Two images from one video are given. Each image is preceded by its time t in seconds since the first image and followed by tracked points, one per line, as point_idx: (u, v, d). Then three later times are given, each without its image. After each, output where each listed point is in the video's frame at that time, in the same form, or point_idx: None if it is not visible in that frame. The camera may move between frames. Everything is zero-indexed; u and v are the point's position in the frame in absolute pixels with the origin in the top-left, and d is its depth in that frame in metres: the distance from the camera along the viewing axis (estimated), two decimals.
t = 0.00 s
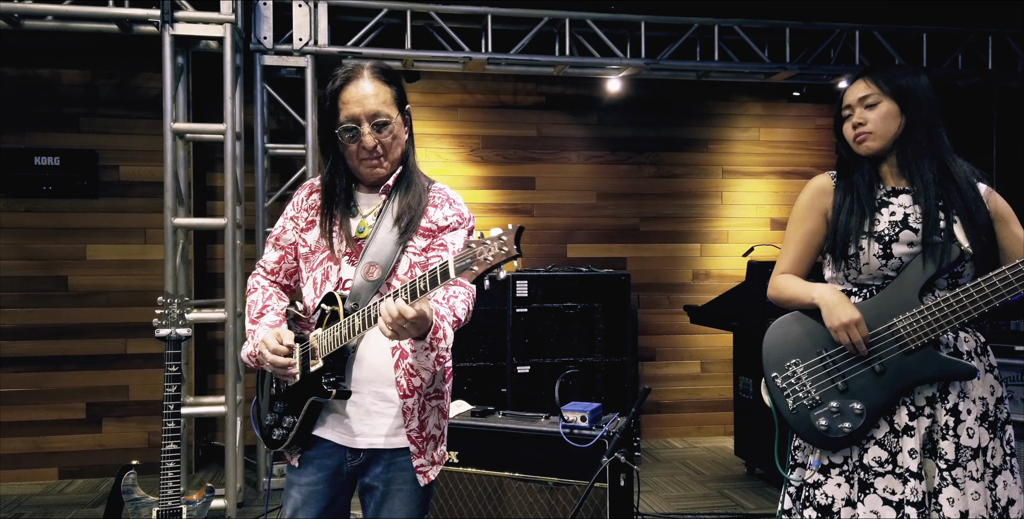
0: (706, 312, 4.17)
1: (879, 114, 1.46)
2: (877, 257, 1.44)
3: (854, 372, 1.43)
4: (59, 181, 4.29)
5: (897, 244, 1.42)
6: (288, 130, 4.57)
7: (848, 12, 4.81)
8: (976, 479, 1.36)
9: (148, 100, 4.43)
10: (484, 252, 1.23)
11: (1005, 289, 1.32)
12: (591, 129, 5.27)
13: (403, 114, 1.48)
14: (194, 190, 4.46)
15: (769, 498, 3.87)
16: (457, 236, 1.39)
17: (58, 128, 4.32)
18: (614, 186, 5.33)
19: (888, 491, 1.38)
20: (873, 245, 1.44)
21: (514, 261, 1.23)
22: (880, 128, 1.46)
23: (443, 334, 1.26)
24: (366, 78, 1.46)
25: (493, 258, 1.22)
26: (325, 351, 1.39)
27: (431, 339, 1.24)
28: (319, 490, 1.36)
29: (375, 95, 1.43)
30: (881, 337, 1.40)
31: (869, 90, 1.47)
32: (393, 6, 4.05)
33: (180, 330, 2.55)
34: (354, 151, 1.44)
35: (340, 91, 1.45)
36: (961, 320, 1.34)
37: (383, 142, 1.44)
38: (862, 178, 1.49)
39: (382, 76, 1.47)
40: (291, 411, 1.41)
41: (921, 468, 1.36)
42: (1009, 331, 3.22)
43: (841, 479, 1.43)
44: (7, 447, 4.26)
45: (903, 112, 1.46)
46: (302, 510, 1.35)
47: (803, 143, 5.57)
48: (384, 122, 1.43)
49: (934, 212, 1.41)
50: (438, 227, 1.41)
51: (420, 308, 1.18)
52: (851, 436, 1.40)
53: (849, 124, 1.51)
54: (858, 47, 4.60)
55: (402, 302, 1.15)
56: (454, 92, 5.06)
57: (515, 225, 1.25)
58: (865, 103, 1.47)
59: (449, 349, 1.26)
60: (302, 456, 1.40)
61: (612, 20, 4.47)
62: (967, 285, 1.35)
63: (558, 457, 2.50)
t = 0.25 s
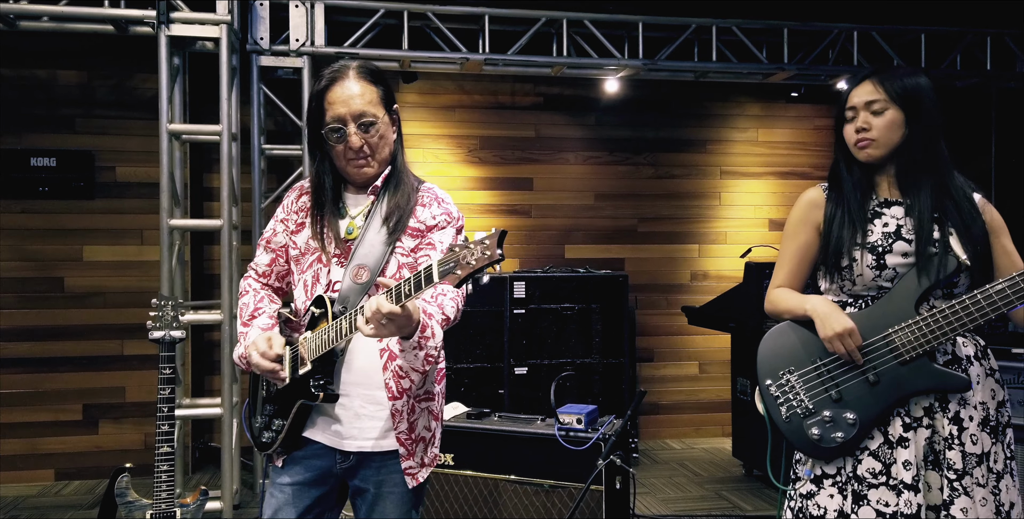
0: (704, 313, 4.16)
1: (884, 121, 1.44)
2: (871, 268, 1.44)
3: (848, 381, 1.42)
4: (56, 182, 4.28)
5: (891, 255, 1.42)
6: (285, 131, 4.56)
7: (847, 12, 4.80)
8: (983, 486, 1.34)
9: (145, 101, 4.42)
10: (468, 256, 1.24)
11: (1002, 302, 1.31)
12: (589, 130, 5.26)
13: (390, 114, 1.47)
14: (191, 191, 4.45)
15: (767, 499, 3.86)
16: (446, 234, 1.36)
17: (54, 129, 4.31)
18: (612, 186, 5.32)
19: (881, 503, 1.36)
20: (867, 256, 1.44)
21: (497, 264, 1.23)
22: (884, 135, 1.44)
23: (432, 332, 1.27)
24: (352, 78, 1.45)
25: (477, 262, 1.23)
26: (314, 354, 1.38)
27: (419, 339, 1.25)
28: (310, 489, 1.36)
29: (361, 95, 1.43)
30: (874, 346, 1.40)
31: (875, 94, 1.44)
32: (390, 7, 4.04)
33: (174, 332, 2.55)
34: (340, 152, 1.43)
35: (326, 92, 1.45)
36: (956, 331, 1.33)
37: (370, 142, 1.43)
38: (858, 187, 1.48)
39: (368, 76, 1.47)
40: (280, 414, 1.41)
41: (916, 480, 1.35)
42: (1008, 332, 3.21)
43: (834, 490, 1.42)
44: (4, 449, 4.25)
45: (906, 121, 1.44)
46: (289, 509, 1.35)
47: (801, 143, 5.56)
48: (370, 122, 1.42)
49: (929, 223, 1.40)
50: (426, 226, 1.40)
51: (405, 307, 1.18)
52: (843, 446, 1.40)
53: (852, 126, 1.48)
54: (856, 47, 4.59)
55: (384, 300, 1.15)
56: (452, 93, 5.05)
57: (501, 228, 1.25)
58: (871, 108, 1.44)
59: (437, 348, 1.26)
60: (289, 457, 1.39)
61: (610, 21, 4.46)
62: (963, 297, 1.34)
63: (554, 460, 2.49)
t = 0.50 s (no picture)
0: (702, 313, 4.15)
1: (891, 126, 1.41)
2: (865, 273, 1.43)
3: (843, 385, 1.41)
4: (52, 183, 4.27)
5: (885, 259, 1.41)
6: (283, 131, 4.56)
7: (846, 13, 4.79)
8: (987, 489, 1.31)
9: (142, 101, 4.41)
10: (450, 257, 1.23)
11: (997, 300, 1.30)
12: (588, 130, 5.26)
13: (373, 116, 1.46)
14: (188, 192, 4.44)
15: (765, 500, 3.85)
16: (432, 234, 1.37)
17: (51, 130, 4.30)
18: (611, 187, 5.31)
19: (882, 508, 1.34)
20: (860, 260, 1.43)
21: (480, 266, 1.23)
22: (888, 140, 1.41)
23: (411, 333, 1.24)
24: (334, 80, 1.44)
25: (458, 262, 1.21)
26: (299, 356, 1.38)
27: (398, 339, 1.23)
28: (299, 494, 1.35)
29: (343, 98, 1.42)
30: (869, 349, 1.39)
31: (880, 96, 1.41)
32: (387, 7, 4.03)
33: (169, 334, 2.53)
34: (324, 155, 1.43)
35: (308, 94, 1.44)
36: (949, 335, 1.32)
37: (352, 144, 1.42)
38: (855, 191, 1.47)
39: (350, 78, 1.46)
40: (266, 415, 1.39)
41: (915, 484, 1.33)
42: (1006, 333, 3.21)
43: (833, 496, 1.40)
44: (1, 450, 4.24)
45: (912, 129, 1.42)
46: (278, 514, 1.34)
47: (800, 144, 5.55)
48: (352, 124, 1.41)
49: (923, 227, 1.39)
50: (412, 227, 1.39)
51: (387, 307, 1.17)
52: (840, 450, 1.39)
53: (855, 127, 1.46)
54: (854, 47, 4.59)
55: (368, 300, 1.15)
56: (450, 93, 5.04)
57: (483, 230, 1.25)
58: (881, 110, 1.41)
59: (417, 349, 1.24)
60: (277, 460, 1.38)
61: (608, 21, 4.45)
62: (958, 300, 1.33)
63: (551, 462, 2.49)
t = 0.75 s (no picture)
0: (699, 313, 4.14)
1: (886, 106, 1.42)
2: (864, 268, 1.42)
3: (840, 381, 1.40)
4: (48, 183, 4.26)
5: (883, 253, 1.40)
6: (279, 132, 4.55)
7: (843, 12, 4.78)
8: (972, 489, 1.31)
9: (138, 101, 4.40)
10: (433, 252, 1.23)
11: (995, 300, 1.28)
12: (585, 130, 5.25)
13: (354, 111, 1.48)
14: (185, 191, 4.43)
15: (762, 501, 3.85)
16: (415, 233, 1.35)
17: (47, 130, 4.29)
18: (608, 187, 5.30)
19: (876, 503, 1.34)
20: (858, 255, 1.42)
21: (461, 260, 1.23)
22: (886, 119, 1.42)
23: (392, 326, 1.24)
24: (314, 75, 1.46)
25: (441, 257, 1.22)
26: (281, 355, 1.37)
27: (379, 333, 1.23)
28: (282, 493, 1.36)
29: (322, 91, 1.44)
30: (868, 345, 1.38)
31: (875, 82, 1.44)
32: (384, 7, 4.02)
33: (162, 335, 2.52)
34: (303, 149, 1.44)
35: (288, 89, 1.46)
36: (948, 329, 1.30)
37: (332, 137, 1.43)
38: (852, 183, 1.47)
39: (330, 73, 1.48)
40: (250, 415, 1.39)
41: (910, 480, 1.32)
42: (1004, 333, 3.20)
43: (826, 489, 1.40)
44: None
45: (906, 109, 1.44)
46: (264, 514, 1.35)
47: (798, 144, 5.55)
48: (331, 118, 1.43)
49: (921, 221, 1.38)
50: (394, 223, 1.38)
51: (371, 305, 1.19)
52: (835, 446, 1.38)
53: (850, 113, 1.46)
54: (852, 47, 4.58)
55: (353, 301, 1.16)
56: (447, 93, 5.04)
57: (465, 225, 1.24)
58: (873, 92, 1.44)
59: (398, 343, 1.24)
60: (260, 460, 1.38)
61: (605, 21, 4.44)
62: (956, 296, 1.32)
63: (546, 463, 2.47)
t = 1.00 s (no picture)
0: (693, 313, 4.14)
1: (892, 113, 1.42)
2: (855, 270, 1.42)
3: (830, 382, 1.40)
4: (41, 182, 4.24)
5: (876, 255, 1.40)
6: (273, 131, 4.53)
7: (837, 12, 4.79)
8: (961, 490, 1.31)
9: (131, 100, 4.38)
10: (412, 243, 1.26)
11: (986, 303, 1.28)
12: (580, 130, 5.24)
13: (336, 112, 1.51)
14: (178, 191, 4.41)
15: (756, 501, 3.85)
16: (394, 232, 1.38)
17: (40, 129, 4.27)
18: (603, 187, 5.30)
19: (866, 503, 1.35)
20: (851, 257, 1.42)
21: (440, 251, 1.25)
22: (892, 125, 1.41)
23: (374, 321, 1.28)
24: (296, 78, 1.49)
25: (420, 248, 1.25)
26: (260, 353, 1.41)
27: (361, 328, 1.27)
28: (266, 497, 1.39)
29: (304, 94, 1.46)
30: (858, 347, 1.38)
31: (871, 85, 1.43)
32: (378, 6, 4.01)
33: (153, 334, 2.51)
34: (285, 151, 1.46)
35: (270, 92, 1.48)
36: (940, 331, 1.30)
37: (313, 140, 1.46)
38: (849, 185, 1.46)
39: (313, 76, 1.50)
40: (229, 414, 1.46)
41: (899, 481, 1.33)
42: (997, 333, 3.21)
43: (816, 490, 1.40)
44: None
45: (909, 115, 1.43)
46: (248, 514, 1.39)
47: (792, 144, 5.56)
48: (312, 120, 1.45)
49: (915, 223, 1.38)
50: (376, 224, 1.42)
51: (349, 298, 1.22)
52: (825, 447, 1.38)
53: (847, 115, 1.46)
54: (846, 47, 4.58)
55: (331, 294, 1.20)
56: (441, 93, 5.03)
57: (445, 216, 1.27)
58: (879, 99, 1.42)
59: (380, 338, 1.27)
60: (242, 461, 1.42)
61: (600, 21, 4.43)
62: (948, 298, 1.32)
63: (538, 463, 2.47)
